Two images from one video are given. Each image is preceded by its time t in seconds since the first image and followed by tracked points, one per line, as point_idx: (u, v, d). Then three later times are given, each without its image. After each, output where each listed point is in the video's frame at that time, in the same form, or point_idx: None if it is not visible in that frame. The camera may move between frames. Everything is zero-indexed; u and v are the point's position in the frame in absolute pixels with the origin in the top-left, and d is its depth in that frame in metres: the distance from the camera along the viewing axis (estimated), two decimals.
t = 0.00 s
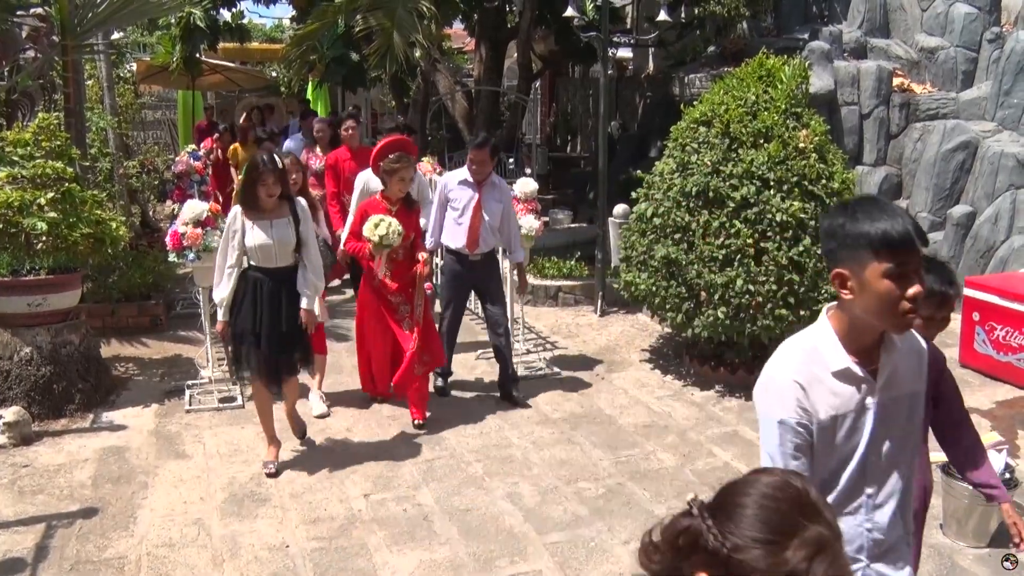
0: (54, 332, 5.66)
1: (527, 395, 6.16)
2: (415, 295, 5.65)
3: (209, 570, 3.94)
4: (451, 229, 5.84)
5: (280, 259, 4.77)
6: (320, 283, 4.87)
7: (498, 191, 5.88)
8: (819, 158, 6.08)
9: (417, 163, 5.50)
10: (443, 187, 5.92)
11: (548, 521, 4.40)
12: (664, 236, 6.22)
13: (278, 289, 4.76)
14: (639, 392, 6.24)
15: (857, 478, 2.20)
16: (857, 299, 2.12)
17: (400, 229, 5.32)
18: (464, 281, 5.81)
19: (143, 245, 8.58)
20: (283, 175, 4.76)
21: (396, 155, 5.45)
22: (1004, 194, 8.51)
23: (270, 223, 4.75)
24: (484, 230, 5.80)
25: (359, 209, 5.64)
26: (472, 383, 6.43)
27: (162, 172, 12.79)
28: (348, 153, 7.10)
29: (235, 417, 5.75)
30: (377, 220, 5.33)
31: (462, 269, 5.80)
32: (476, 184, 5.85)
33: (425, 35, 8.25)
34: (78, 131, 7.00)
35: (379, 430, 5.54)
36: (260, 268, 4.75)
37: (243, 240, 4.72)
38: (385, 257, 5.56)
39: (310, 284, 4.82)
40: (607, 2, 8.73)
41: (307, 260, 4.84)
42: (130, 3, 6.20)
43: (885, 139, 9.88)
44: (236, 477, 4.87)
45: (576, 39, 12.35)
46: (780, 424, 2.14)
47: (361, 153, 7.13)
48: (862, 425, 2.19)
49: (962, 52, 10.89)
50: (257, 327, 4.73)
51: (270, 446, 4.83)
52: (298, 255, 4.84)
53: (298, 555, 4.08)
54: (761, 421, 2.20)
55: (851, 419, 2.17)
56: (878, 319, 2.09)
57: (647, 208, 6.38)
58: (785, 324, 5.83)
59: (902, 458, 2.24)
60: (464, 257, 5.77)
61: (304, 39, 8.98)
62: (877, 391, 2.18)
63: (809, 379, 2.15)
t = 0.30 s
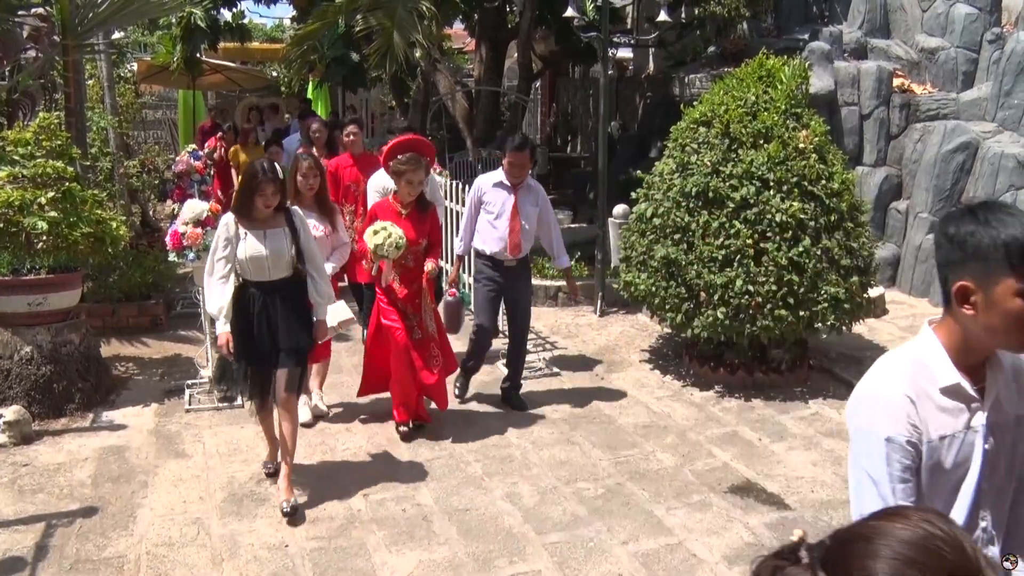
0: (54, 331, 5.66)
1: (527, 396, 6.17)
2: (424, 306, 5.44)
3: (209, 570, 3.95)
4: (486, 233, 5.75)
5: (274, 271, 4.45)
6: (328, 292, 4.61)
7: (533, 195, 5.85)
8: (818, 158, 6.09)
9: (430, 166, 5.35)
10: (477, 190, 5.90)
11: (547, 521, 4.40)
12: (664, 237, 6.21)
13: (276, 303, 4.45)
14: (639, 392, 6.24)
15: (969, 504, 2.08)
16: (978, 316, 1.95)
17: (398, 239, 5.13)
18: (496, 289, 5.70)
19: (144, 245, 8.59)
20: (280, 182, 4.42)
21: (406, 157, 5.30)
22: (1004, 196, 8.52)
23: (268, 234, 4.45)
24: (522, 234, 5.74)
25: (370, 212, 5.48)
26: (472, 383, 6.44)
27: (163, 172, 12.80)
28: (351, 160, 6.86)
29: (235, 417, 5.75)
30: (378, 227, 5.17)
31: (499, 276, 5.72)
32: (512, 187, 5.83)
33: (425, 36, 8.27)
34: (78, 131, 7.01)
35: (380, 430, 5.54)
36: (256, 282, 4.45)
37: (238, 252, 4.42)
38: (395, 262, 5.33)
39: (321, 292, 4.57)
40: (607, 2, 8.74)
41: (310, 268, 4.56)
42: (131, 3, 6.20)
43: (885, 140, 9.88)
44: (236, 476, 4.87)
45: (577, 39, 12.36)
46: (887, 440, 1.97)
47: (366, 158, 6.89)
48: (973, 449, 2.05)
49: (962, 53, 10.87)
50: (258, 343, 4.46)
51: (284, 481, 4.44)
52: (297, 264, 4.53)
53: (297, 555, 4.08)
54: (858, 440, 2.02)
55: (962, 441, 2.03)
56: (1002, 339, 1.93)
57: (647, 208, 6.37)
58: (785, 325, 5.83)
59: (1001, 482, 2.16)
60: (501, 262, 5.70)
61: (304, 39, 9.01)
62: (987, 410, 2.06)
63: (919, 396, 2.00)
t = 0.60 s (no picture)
0: (55, 334, 5.66)
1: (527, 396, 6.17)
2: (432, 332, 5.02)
3: (209, 571, 3.95)
4: (515, 249, 5.37)
5: (276, 286, 4.16)
6: (334, 312, 4.28)
7: (562, 206, 5.49)
8: (818, 157, 6.09)
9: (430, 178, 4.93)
10: (500, 202, 5.46)
11: (548, 521, 4.40)
12: (664, 236, 6.21)
13: (277, 319, 4.15)
14: (639, 392, 6.24)
15: None
16: None
17: (396, 263, 4.74)
18: (526, 306, 5.37)
19: (144, 248, 8.59)
20: (286, 191, 4.12)
21: (405, 169, 4.89)
22: (1003, 193, 8.48)
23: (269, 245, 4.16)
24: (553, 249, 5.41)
25: (375, 229, 5.19)
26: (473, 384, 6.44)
27: (163, 174, 12.81)
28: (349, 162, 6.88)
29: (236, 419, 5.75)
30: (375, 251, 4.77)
31: (529, 293, 5.38)
32: (540, 199, 5.42)
33: (424, 37, 8.28)
34: (78, 134, 7.01)
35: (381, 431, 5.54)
36: (254, 296, 4.16)
37: (235, 263, 4.14)
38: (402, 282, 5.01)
39: (325, 313, 4.23)
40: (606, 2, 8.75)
41: (316, 285, 4.26)
42: (128, 6, 6.18)
43: (885, 138, 9.88)
44: (237, 478, 4.88)
45: (576, 40, 12.35)
46: (1009, 485, 1.96)
47: (365, 161, 6.83)
48: None
49: (961, 51, 10.80)
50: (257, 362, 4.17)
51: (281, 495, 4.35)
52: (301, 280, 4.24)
53: (297, 556, 4.08)
54: (956, 472, 2.06)
55: None
56: None
57: (647, 208, 6.37)
58: (785, 324, 5.83)
59: None
60: (531, 279, 5.35)
61: (303, 41, 9.03)
62: None
63: None
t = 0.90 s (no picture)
0: (55, 337, 5.67)
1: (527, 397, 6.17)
2: (445, 339, 4.61)
3: (209, 573, 3.95)
4: (544, 253, 5.16)
5: (280, 312, 3.85)
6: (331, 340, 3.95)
7: (588, 205, 5.27)
8: (817, 157, 6.08)
9: (443, 180, 4.60)
10: (523, 206, 5.22)
11: (547, 522, 4.41)
12: (663, 237, 6.22)
13: (280, 349, 3.86)
14: (639, 392, 6.25)
15: None
16: None
17: (422, 265, 4.36)
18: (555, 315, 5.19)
19: (144, 250, 8.60)
20: (290, 206, 3.78)
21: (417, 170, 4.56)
22: (1003, 192, 8.48)
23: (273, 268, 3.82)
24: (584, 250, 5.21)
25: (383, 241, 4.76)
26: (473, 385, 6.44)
27: (163, 176, 12.83)
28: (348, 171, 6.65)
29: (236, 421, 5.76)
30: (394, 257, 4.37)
31: (553, 298, 5.17)
32: (565, 199, 5.20)
33: (422, 38, 8.28)
34: (77, 137, 7.03)
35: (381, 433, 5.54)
36: (258, 322, 3.84)
37: (238, 288, 3.80)
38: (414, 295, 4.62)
39: (321, 341, 3.90)
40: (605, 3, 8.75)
41: (315, 309, 3.94)
42: (127, 9, 6.17)
43: (884, 138, 9.88)
44: (237, 480, 4.87)
45: (576, 40, 12.36)
46: None
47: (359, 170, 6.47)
48: None
49: (960, 50, 10.80)
50: (255, 394, 3.81)
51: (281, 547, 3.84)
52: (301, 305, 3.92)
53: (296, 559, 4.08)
54: None
55: None
56: None
57: (646, 209, 6.37)
58: (784, 324, 5.83)
59: None
60: (559, 284, 5.14)
61: (302, 43, 9.05)
62: None
63: None
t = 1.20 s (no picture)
0: (54, 339, 5.66)
1: (528, 399, 6.17)
2: (455, 363, 4.48)
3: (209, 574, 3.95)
4: (582, 270, 4.90)
5: (292, 324, 3.55)
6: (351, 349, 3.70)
7: (630, 221, 5.00)
8: (816, 158, 6.08)
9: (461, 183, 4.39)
10: (562, 219, 4.97)
11: (547, 523, 4.41)
12: (663, 238, 6.23)
13: (291, 369, 3.58)
14: (639, 393, 6.25)
15: None
16: None
17: (426, 284, 4.19)
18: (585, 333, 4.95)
19: (144, 252, 8.60)
20: (299, 211, 3.49)
21: (434, 173, 4.34)
22: (1001, 193, 8.48)
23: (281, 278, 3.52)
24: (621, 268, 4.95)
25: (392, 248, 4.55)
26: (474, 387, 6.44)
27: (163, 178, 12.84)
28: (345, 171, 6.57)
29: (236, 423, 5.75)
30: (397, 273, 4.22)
31: (586, 317, 4.92)
32: (605, 213, 4.96)
33: (422, 40, 8.28)
34: (77, 139, 7.03)
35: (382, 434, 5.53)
36: (267, 339, 3.54)
37: (244, 303, 3.48)
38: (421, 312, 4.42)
39: (341, 354, 3.65)
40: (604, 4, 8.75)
41: (328, 321, 3.66)
42: (126, 10, 6.16)
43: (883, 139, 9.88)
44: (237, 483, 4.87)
45: (575, 42, 12.36)
46: None
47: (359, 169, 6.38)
48: None
49: (959, 51, 10.80)
50: (263, 419, 3.57)
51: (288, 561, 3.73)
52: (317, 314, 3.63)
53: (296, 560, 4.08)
54: None
55: None
56: None
57: (646, 210, 6.38)
58: (784, 325, 5.84)
59: None
60: (593, 302, 4.89)
61: (301, 44, 9.06)
62: None
63: None
